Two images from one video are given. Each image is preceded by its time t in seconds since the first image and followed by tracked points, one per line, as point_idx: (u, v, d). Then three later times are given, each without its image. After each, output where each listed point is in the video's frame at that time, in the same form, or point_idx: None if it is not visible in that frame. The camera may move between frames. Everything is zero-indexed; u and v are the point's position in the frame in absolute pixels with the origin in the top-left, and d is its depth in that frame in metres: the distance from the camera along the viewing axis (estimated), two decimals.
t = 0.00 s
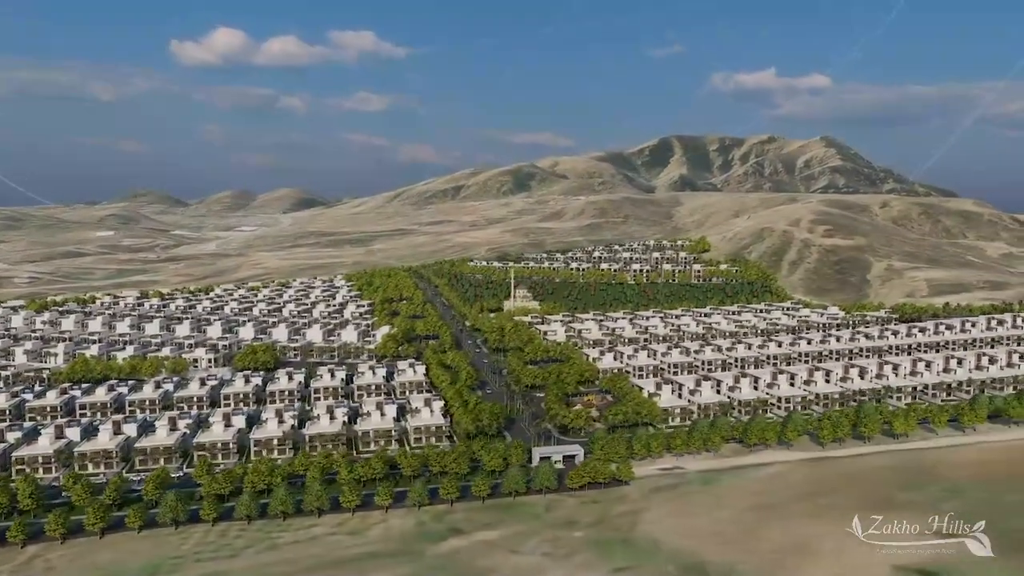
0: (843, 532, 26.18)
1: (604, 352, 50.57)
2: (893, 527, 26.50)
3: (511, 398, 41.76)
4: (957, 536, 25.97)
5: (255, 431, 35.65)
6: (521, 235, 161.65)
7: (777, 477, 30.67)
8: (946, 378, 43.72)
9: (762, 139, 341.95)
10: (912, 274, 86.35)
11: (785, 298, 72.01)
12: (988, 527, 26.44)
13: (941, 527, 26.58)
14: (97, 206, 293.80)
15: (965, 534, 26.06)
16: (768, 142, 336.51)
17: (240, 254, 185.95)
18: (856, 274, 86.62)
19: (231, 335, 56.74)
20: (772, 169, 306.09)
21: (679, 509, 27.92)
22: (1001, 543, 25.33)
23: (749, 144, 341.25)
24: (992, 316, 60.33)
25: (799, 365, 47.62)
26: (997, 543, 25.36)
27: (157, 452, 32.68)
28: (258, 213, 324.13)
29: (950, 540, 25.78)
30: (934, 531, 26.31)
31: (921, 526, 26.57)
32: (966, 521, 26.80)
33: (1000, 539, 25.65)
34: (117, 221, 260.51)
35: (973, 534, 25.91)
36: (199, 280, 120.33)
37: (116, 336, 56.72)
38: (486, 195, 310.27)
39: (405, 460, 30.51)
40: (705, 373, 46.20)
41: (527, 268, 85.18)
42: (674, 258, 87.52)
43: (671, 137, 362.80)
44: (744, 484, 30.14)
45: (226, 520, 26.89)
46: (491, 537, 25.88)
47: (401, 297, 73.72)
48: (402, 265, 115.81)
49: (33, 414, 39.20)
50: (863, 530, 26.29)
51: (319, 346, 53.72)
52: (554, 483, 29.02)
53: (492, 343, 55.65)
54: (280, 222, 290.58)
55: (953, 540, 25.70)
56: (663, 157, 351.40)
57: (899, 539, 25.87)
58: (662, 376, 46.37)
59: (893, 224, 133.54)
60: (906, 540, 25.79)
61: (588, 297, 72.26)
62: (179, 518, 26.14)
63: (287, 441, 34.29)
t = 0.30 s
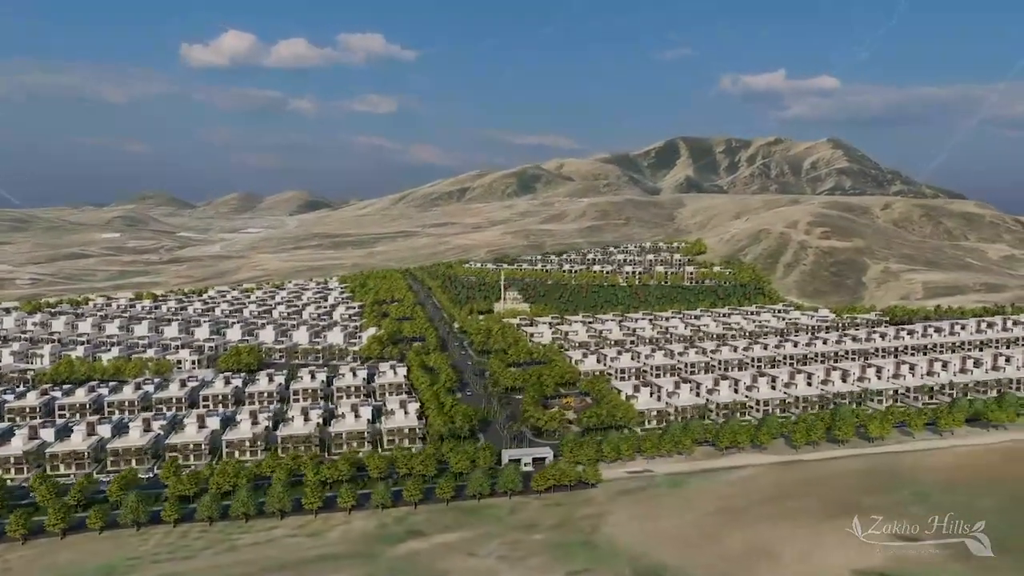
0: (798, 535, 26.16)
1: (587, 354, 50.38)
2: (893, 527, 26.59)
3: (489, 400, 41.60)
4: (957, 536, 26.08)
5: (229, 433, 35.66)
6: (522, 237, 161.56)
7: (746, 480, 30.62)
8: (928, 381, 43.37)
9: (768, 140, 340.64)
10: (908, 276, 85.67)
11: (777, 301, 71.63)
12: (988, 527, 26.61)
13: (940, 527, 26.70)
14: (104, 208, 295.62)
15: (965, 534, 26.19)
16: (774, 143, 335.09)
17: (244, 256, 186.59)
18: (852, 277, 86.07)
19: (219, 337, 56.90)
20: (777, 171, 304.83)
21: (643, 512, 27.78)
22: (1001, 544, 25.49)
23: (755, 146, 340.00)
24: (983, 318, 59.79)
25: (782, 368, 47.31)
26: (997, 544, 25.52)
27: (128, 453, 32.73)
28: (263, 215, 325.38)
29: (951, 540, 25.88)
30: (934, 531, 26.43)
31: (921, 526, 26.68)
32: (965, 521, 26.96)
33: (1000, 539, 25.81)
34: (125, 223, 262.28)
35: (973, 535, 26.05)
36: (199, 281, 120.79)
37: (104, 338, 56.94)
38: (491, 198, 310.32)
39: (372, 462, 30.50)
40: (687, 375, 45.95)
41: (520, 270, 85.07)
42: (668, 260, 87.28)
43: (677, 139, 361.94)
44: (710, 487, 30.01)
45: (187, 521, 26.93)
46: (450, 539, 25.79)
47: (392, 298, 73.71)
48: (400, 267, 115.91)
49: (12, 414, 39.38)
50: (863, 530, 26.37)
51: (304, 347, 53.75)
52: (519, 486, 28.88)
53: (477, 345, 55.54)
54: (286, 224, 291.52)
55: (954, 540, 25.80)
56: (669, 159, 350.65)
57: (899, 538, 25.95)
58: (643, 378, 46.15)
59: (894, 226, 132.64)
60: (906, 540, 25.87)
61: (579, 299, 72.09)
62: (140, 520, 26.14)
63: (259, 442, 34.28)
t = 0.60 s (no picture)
0: (764, 539, 25.99)
1: (575, 357, 50.24)
2: (895, 526, 26.69)
3: (471, 402, 41.57)
4: (960, 535, 26.21)
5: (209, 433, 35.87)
6: (527, 240, 161.55)
7: (718, 484, 30.51)
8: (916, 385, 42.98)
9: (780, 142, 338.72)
10: (910, 278, 84.86)
11: (774, 303, 71.27)
12: (989, 526, 26.80)
13: (942, 526, 26.83)
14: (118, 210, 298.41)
15: (967, 533, 26.34)
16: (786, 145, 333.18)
17: (252, 257, 187.75)
18: (852, 279, 85.43)
19: (212, 338, 57.30)
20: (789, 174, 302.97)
21: (612, 514, 27.72)
22: (1003, 543, 25.64)
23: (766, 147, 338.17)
24: (979, 321, 59.22)
25: (770, 371, 46.97)
26: (998, 542, 25.71)
27: (107, 453, 32.99)
28: (274, 217, 327.21)
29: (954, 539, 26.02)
30: (936, 531, 26.55)
31: (923, 525, 26.80)
32: (967, 521, 27.10)
33: (1001, 538, 25.97)
34: (139, 225, 264.69)
35: (975, 534, 26.19)
36: (205, 283, 121.62)
37: (100, 339, 57.43)
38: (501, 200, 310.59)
39: (345, 463, 30.58)
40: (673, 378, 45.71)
41: (517, 272, 85.07)
42: (667, 263, 87.03)
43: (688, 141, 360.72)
44: (681, 490, 29.91)
45: (156, 521, 27.13)
46: (415, 540, 25.86)
47: (389, 300, 73.88)
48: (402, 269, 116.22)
49: None
50: (864, 529, 26.46)
51: (294, 349, 53.98)
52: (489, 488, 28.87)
53: (468, 346, 55.52)
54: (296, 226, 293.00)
55: (956, 539, 25.95)
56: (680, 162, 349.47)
57: (901, 536, 26.06)
58: (630, 380, 45.96)
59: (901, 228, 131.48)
60: (907, 538, 25.99)
61: (574, 301, 72.02)
62: (109, 519, 26.35)
63: (236, 443, 34.40)
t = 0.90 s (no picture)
0: (731, 542, 25.88)
1: (566, 358, 50.18)
2: (894, 527, 26.99)
3: (458, 404, 41.64)
4: (958, 536, 26.52)
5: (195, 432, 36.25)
6: (537, 242, 161.54)
7: (692, 487, 30.42)
8: (907, 389, 42.51)
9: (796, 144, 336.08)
10: (916, 281, 83.87)
11: (775, 306, 70.78)
12: (987, 526, 27.13)
13: (941, 527, 27.14)
14: (136, 212, 302.16)
15: (966, 534, 26.63)
16: (802, 147, 330.40)
17: (266, 260, 189.25)
18: (858, 282, 84.62)
19: (211, 339, 57.91)
20: (806, 176, 300.38)
21: (580, 517, 27.70)
22: (1000, 543, 25.95)
23: (782, 149, 335.45)
24: (980, 325, 58.56)
25: (761, 374, 46.66)
26: (996, 543, 25.99)
27: (92, 452, 33.43)
28: (289, 220, 329.53)
29: (951, 540, 26.32)
30: (933, 531, 26.88)
31: (921, 526, 27.12)
32: (966, 522, 27.40)
33: (999, 538, 26.27)
34: (157, 228, 267.74)
35: (973, 535, 26.50)
36: (215, 285, 122.67)
37: (101, 340, 58.17)
38: (515, 203, 310.71)
39: (323, 464, 30.84)
40: (663, 381, 45.59)
41: (518, 274, 85.14)
42: (670, 266, 86.74)
43: (703, 143, 358.96)
44: (655, 494, 29.82)
45: (131, 519, 27.52)
46: (382, 540, 26.00)
47: (389, 302, 74.23)
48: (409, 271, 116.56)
49: None
50: (863, 530, 26.75)
51: (288, 351, 54.40)
52: (461, 489, 28.97)
53: (462, 348, 55.64)
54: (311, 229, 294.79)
55: (953, 540, 26.25)
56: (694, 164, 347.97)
57: (899, 538, 26.37)
58: (620, 383, 45.81)
59: (913, 231, 129.96)
60: (906, 539, 26.30)
61: (573, 303, 71.95)
62: (84, 517, 26.75)
63: (220, 443, 34.72)
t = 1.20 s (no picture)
0: (703, 546, 25.77)
1: (561, 361, 50.19)
2: (894, 527, 27.20)
3: (448, 406, 41.83)
4: (958, 536, 26.67)
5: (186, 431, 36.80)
6: (550, 244, 161.59)
7: (672, 490, 30.31)
8: (902, 393, 42.05)
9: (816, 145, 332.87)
10: (927, 284, 82.81)
11: (779, 309, 70.28)
12: (987, 526, 27.28)
13: (941, 527, 27.32)
14: (158, 215, 306.39)
15: (966, 534, 26.79)
16: (822, 148, 327.13)
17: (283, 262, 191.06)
18: (867, 284, 83.74)
19: (214, 340, 58.71)
20: (827, 177, 297.16)
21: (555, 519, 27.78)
22: (1000, 544, 26.08)
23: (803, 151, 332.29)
24: (984, 329, 57.75)
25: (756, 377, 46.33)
26: (996, 543, 26.12)
27: (83, 450, 34.07)
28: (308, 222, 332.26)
29: (951, 540, 26.48)
30: (933, 531, 27.06)
31: (921, 526, 27.31)
32: (966, 522, 27.55)
33: (999, 539, 26.42)
34: (178, 230, 271.32)
35: (973, 535, 26.67)
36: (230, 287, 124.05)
37: (107, 340, 59.16)
38: (533, 205, 310.75)
39: (306, 463, 31.19)
40: (655, 384, 45.48)
41: (522, 277, 85.30)
42: (677, 268, 86.45)
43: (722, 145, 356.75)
44: (633, 496, 29.81)
45: (112, 517, 28.03)
46: (355, 540, 26.25)
47: (392, 304, 74.73)
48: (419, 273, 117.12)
49: None
50: (863, 530, 26.93)
51: (288, 352, 54.99)
52: (438, 490, 29.18)
53: (460, 350, 55.88)
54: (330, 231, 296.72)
55: (953, 540, 26.41)
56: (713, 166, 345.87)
57: (900, 538, 26.55)
58: (612, 386, 45.75)
59: (930, 233, 128.26)
60: (906, 540, 26.48)
61: (576, 306, 72.00)
62: (67, 514, 27.33)
63: (209, 442, 35.24)
